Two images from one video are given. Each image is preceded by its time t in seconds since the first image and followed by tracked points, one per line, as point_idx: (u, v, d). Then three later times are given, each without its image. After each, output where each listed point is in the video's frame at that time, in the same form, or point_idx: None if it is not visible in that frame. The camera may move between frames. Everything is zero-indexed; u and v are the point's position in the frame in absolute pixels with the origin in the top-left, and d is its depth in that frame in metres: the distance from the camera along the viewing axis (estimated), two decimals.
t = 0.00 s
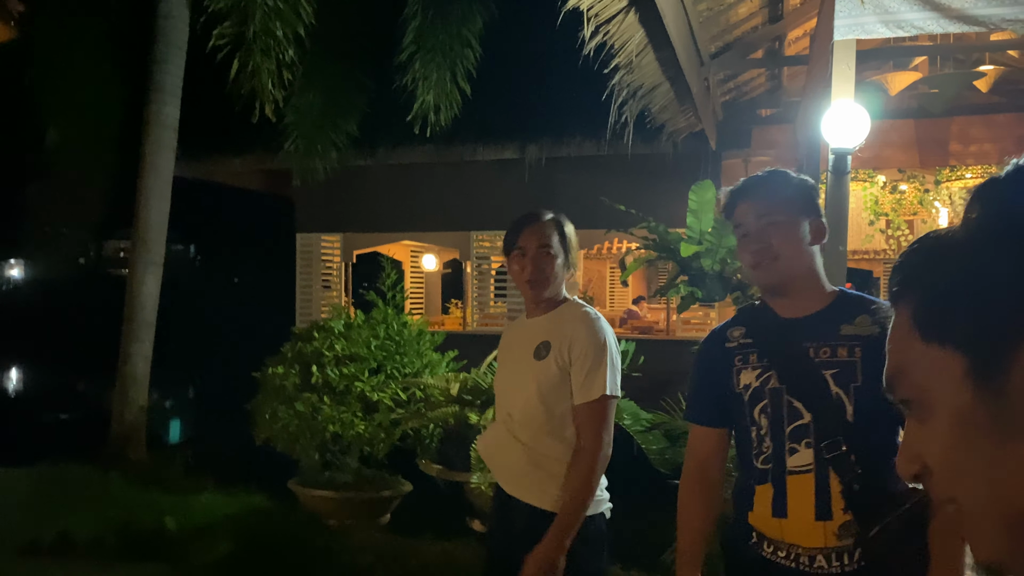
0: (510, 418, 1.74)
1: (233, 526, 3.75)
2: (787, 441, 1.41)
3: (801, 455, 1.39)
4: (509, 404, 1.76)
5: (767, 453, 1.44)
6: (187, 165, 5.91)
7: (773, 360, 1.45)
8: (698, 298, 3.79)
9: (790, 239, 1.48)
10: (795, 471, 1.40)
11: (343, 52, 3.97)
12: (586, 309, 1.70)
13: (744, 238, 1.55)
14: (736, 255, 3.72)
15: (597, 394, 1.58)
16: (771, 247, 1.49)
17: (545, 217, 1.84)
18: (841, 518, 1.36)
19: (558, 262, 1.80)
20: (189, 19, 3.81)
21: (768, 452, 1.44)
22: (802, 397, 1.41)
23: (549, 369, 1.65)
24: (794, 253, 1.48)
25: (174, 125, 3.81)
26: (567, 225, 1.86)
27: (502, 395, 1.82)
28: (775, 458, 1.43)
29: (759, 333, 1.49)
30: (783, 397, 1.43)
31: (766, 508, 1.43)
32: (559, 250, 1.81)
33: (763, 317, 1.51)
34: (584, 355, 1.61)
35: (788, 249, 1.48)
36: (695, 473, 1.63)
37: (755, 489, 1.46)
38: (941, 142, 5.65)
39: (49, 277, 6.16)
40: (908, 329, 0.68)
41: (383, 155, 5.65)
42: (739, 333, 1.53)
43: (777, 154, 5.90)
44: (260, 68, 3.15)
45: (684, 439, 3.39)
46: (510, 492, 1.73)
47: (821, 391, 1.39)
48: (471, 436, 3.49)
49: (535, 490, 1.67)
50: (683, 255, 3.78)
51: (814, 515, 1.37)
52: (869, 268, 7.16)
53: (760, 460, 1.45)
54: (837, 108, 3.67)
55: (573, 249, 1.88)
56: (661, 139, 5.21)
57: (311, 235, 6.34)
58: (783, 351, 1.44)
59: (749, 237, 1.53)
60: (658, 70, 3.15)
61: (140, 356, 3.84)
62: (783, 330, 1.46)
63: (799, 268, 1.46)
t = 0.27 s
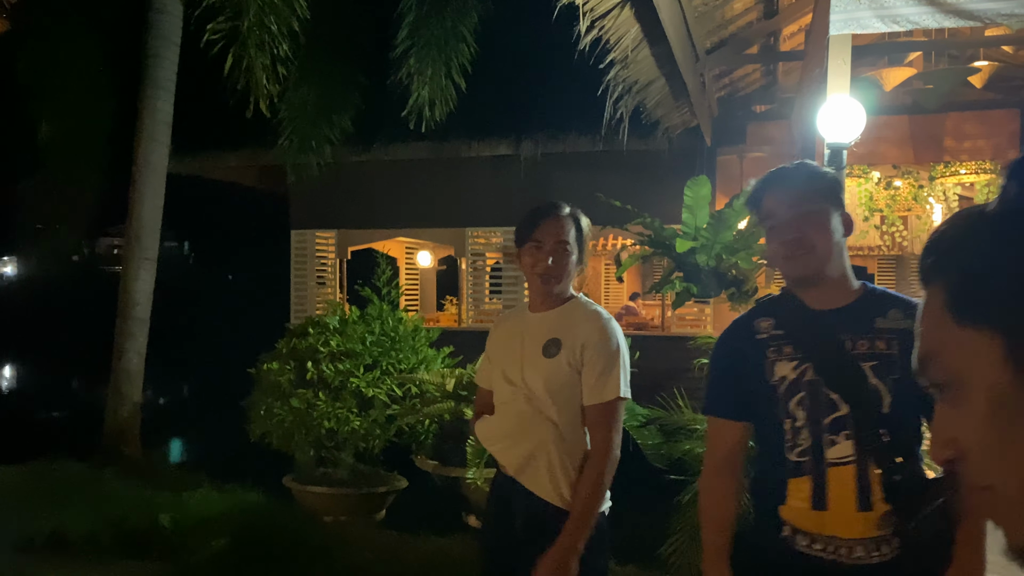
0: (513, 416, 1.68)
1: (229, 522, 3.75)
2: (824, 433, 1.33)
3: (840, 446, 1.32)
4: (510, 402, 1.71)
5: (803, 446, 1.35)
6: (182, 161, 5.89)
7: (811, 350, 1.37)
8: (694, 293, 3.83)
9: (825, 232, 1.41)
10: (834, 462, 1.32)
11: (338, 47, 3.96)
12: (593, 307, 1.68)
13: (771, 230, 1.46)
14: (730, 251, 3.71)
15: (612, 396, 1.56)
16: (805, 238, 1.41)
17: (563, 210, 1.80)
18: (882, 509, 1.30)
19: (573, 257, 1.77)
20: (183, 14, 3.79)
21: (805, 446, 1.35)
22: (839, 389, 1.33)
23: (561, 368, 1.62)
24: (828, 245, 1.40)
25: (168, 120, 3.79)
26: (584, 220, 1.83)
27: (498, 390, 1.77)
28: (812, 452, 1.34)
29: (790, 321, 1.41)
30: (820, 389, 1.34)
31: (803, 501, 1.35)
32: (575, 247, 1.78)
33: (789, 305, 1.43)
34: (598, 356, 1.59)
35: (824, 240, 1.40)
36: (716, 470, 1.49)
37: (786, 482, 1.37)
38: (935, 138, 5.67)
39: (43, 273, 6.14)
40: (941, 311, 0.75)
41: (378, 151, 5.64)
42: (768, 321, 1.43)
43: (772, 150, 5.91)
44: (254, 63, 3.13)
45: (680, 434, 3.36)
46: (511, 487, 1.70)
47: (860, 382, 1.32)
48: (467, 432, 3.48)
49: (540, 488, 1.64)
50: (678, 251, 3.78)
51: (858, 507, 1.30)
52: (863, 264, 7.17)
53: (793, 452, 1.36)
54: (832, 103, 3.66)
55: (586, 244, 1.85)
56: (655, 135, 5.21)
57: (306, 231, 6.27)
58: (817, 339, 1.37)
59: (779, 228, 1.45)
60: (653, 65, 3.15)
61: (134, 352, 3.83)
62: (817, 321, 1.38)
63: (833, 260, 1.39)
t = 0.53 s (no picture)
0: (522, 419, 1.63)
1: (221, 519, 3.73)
2: (862, 422, 1.26)
3: (879, 435, 1.25)
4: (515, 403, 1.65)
5: (840, 436, 1.27)
6: (173, 156, 5.86)
7: (847, 340, 1.28)
8: (687, 289, 3.81)
9: (861, 227, 1.35)
10: (873, 451, 1.25)
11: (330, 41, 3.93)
12: (598, 306, 1.67)
13: (805, 225, 1.38)
14: (724, 246, 3.72)
15: (629, 399, 1.57)
16: (844, 232, 1.34)
17: (575, 203, 1.72)
18: (920, 495, 1.24)
19: (582, 255, 1.71)
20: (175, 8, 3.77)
21: (842, 436, 1.27)
22: (877, 376, 1.25)
23: (576, 369, 1.59)
24: (864, 242, 1.34)
25: (159, 116, 3.78)
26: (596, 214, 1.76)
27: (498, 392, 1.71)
28: (849, 441, 1.27)
29: (824, 308, 1.33)
30: (857, 378, 1.26)
31: (840, 491, 1.27)
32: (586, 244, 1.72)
33: (821, 295, 1.35)
34: (613, 359, 1.58)
35: (861, 236, 1.34)
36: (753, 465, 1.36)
37: (822, 473, 1.29)
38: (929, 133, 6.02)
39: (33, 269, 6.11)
40: (996, 285, 0.88)
41: (371, 147, 5.62)
42: (800, 312, 1.34)
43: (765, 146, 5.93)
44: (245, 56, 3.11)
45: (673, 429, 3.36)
46: (512, 490, 1.66)
47: (897, 372, 1.25)
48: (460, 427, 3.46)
49: (555, 493, 1.60)
50: (672, 246, 3.77)
51: (898, 493, 1.24)
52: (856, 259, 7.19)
53: (829, 443, 1.28)
54: (826, 98, 3.65)
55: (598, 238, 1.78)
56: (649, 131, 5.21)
57: (299, 226, 6.25)
58: (853, 325, 1.28)
59: (815, 223, 1.36)
60: (646, 60, 3.15)
61: (126, 348, 3.82)
62: (851, 312, 1.30)
63: (867, 257, 1.33)
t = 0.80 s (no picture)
0: (524, 415, 1.57)
1: (211, 514, 3.71)
2: (891, 411, 1.27)
3: (908, 424, 1.27)
4: (517, 400, 1.60)
5: (869, 426, 1.28)
6: (163, 150, 5.82)
7: (877, 328, 1.29)
8: (677, 282, 3.81)
9: (888, 215, 1.35)
10: (902, 440, 1.27)
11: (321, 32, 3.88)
12: (601, 300, 1.63)
13: (832, 212, 1.38)
14: (715, 240, 3.72)
15: (638, 398, 1.55)
16: (874, 219, 1.34)
17: (579, 193, 1.68)
18: (943, 485, 1.29)
19: (582, 246, 1.67)
20: None
21: (870, 426, 1.28)
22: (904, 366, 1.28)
23: (582, 366, 1.55)
24: (889, 230, 1.35)
25: (146, 106, 3.75)
26: (601, 204, 1.72)
27: (495, 387, 1.65)
28: (879, 431, 1.27)
29: (848, 297, 1.33)
30: (887, 366, 1.27)
31: (867, 481, 1.28)
32: (587, 235, 1.68)
33: (846, 284, 1.35)
34: (624, 358, 1.56)
35: (887, 223, 1.35)
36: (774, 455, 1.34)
37: (850, 463, 1.29)
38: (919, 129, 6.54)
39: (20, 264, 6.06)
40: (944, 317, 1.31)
41: (362, 140, 5.60)
42: (824, 298, 1.34)
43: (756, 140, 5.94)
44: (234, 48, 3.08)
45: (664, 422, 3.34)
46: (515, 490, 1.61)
47: (926, 360, 1.28)
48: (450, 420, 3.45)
49: (561, 492, 1.57)
50: (663, 240, 3.75)
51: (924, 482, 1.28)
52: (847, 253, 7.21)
53: (856, 432, 1.28)
54: (816, 89, 3.65)
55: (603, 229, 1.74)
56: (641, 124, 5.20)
57: (289, 220, 6.38)
58: (880, 317, 1.30)
59: (844, 209, 1.36)
60: (637, 52, 3.14)
61: (114, 342, 3.79)
62: (878, 298, 1.33)
63: (892, 243, 1.35)
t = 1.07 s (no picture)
0: (519, 409, 1.56)
1: (202, 508, 3.69)
2: (912, 409, 1.22)
3: (929, 423, 1.22)
4: (513, 393, 1.58)
5: (890, 426, 1.23)
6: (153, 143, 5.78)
7: (894, 322, 1.25)
8: (669, 276, 3.79)
9: (899, 201, 1.31)
10: (926, 439, 1.22)
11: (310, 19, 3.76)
12: (600, 294, 1.58)
13: (843, 198, 1.33)
14: (707, 233, 3.71)
15: (633, 395, 1.49)
16: (885, 206, 1.30)
17: (567, 179, 1.62)
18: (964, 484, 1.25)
19: (570, 234, 1.60)
20: None
21: (892, 425, 1.22)
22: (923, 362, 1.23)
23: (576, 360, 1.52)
24: (901, 217, 1.31)
25: (136, 97, 3.71)
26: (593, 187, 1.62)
27: (493, 379, 1.63)
28: (901, 431, 1.22)
29: (863, 290, 1.29)
30: (906, 362, 1.23)
31: (892, 484, 1.23)
32: (575, 223, 1.60)
33: (859, 277, 1.31)
34: (617, 353, 1.51)
35: (899, 210, 1.31)
36: (792, 458, 1.28)
37: (872, 465, 1.24)
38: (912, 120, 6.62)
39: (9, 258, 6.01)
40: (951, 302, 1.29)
41: (354, 133, 5.57)
42: (840, 292, 1.30)
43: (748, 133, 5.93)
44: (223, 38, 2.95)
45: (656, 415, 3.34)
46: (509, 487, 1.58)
47: (943, 355, 1.24)
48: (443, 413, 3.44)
49: (552, 489, 1.54)
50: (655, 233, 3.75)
51: (949, 481, 1.23)
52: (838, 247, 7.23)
53: (877, 432, 1.23)
54: (810, 80, 3.63)
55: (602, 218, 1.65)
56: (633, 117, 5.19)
57: (280, 214, 6.42)
58: (896, 311, 1.26)
59: (854, 196, 1.32)
60: (630, 44, 3.12)
61: (104, 335, 3.76)
62: (892, 291, 1.28)
63: (904, 234, 1.31)
